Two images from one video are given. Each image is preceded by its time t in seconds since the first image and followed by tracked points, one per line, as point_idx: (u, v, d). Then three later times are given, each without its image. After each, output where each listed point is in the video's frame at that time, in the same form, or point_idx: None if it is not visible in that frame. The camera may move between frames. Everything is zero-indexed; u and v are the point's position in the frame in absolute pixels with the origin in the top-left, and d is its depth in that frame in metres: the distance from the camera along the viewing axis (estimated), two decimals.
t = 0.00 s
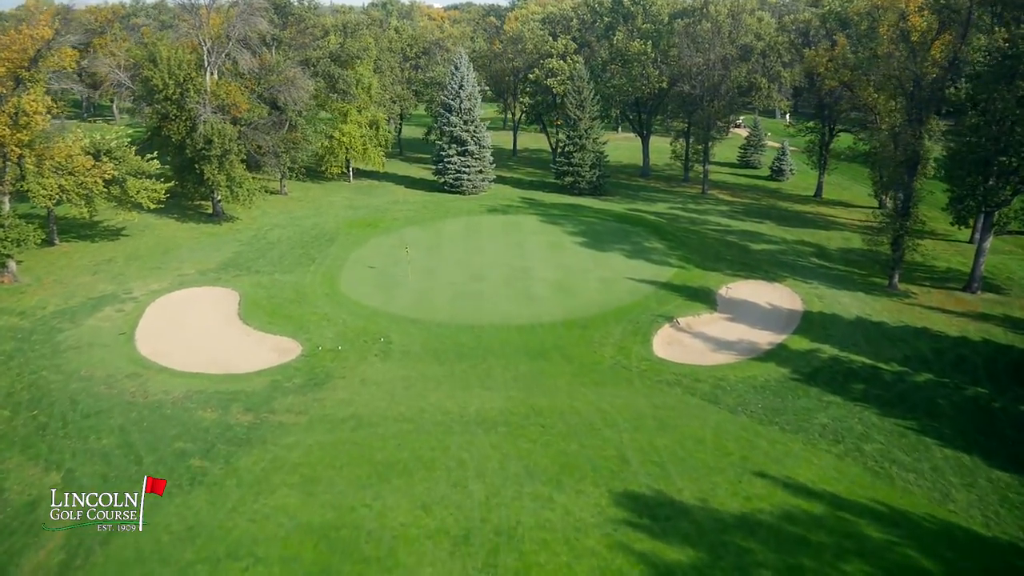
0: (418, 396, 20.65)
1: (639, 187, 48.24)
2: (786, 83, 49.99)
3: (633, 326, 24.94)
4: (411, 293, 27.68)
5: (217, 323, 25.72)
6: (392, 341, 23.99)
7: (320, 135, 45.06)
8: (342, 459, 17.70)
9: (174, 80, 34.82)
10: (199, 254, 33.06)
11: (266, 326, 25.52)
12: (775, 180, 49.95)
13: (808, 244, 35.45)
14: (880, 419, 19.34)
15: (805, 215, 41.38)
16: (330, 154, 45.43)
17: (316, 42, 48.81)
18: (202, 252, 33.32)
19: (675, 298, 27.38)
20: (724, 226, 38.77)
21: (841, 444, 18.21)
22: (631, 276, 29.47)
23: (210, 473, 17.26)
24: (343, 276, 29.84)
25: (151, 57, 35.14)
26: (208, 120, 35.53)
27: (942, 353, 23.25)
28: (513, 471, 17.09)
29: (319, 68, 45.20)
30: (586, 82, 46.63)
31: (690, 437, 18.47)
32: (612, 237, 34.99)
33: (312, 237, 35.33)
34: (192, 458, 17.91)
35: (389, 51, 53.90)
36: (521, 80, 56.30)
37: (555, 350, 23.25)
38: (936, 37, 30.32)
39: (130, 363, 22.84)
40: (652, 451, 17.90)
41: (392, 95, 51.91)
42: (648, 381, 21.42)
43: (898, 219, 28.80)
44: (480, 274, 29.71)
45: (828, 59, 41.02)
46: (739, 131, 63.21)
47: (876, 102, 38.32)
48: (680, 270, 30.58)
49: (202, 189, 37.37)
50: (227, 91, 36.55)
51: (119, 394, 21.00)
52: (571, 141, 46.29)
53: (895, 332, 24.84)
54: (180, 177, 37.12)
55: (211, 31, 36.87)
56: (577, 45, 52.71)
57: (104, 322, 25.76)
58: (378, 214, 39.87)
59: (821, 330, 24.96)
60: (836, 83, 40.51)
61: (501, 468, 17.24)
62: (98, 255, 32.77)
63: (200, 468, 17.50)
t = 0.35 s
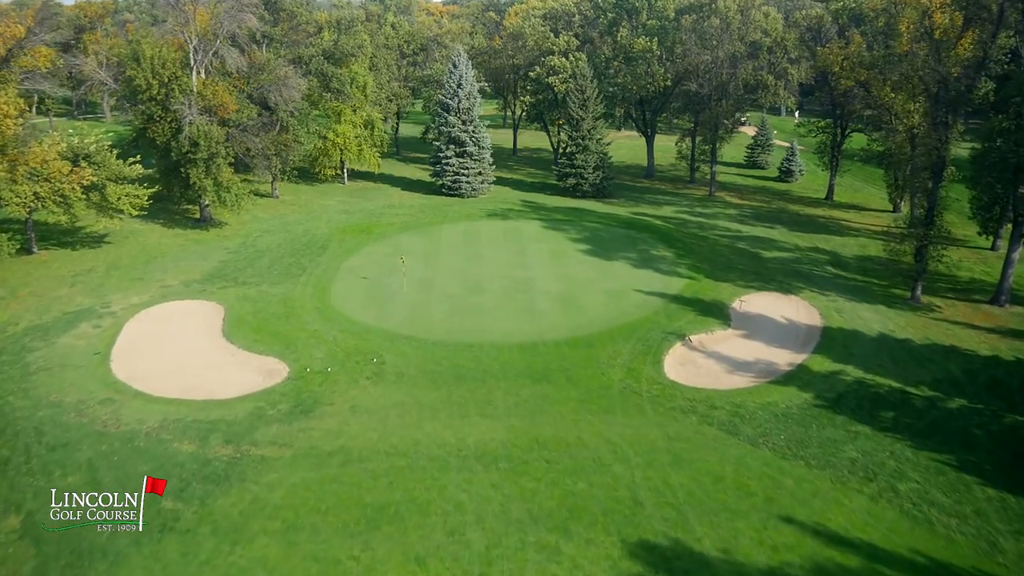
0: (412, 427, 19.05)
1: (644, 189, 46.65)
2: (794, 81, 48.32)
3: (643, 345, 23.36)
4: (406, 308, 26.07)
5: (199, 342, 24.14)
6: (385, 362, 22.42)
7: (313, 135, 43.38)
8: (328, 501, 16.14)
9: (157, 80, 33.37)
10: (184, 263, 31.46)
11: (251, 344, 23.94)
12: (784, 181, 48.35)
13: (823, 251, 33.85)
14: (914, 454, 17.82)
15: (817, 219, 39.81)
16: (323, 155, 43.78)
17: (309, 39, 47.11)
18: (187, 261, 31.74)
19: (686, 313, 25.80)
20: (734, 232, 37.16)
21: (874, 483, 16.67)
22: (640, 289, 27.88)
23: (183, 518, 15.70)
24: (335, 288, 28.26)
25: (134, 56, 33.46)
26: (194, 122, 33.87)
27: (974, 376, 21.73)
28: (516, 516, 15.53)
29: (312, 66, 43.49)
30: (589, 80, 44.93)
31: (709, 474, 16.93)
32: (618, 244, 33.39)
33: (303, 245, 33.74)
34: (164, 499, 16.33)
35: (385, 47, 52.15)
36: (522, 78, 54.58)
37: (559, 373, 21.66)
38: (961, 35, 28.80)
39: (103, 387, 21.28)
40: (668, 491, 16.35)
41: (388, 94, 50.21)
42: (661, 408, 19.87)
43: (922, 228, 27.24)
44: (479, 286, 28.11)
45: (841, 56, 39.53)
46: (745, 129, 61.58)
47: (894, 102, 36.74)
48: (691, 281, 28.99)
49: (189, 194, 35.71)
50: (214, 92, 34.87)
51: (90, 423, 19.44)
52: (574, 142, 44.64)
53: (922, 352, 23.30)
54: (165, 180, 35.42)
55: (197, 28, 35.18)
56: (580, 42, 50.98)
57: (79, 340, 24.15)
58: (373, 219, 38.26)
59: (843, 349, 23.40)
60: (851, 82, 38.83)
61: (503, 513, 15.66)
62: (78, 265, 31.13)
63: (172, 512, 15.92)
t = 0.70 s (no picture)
0: (405, 464, 17.46)
1: (649, 192, 45.08)
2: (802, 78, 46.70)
3: (654, 367, 21.79)
4: (400, 325, 24.49)
5: (177, 363, 22.58)
6: (377, 388, 20.85)
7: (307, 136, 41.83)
8: (311, 553, 14.59)
9: (140, 80, 31.70)
10: (167, 274, 29.89)
11: (234, 367, 22.31)
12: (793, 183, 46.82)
13: (839, 260, 32.25)
14: (953, 495, 16.31)
15: (830, 224, 38.23)
16: (316, 157, 42.22)
17: (301, 36, 45.38)
18: (171, 272, 30.16)
19: (698, 330, 24.25)
20: (745, 239, 35.56)
21: (913, 531, 15.14)
22: (649, 303, 26.29)
23: (150, 573, 14.15)
24: (326, 301, 26.71)
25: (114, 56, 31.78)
26: (178, 124, 32.22)
27: (1010, 403, 20.22)
28: (518, 572, 14.01)
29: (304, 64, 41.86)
30: (592, 79, 43.24)
31: (731, 521, 15.41)
32: (624, 253, 31.78)
33: (293, 253, 32.14)
34: (130, 551, 14.75)
35: (380, 44, 50.46)
36: (522, 75, 52.92)
37: (565, 400, 20.11)
38: (991, 34, 27.21)
39: (72, 416, 19.71)
40: (687, 542, 14.80)
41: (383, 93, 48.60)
42: (675, 441, 18.34)
43: (950, 240, 25.68)
44: (478, 300, 26.51)
45: (857, 55, 37.89)
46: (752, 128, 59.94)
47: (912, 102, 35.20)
48: (701, 294, 27.42)
49: (173, 200, 34.02)
50: (200, 92, 33.16)
51: (55, 458, 17.90)
52: (576, 143, 43.00)
53: (952, 374, 21.78)
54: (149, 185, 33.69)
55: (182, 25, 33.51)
56: (581, 39, 49.30)
57: (48, 362, 22.52)
58: (368, 224, 36.68)
59: (868, 371, 21.85)
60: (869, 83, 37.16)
61: (505, 568, 14.11)
62: (54, 276, 29.49)
63: (138, 567, 14.35)
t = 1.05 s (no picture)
0: (396, 510, 15.90)
1: (655, 196, 43.44)
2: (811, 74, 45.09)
3: (666, 394, 20.21)
4: (393, 345, 22.90)
5: (154, 389, 21.02)
6: (367, 418, 19.28)
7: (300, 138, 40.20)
8: None
9: (120, 82, 30.10)
10: (148, 286, 28.31)
11: (215, 393, 20.75)
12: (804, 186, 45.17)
13: (857, 270, 30.66)
14: (1000, 547, 14.78)
15: (845, 231, 36.63)
16: (309, 160, 40.59)
17: (292, 33, 43.73)
18: (153, 284, 28.57)
19: (712, 352, 22.66)
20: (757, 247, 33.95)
21: None
22: (659, 320, 24.69)
23: None
24: (315, 318, 25.12)
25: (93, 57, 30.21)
26: (161, 128, 30.62)
27: None
28: None
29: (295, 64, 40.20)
30: (596, 78, 41.61)
31: None
32: (631, 263, 30.16)
33: (282, 264, 30.53)
34: None
35: (375, 41, 48.74)
36: (522, 73, 51.19)
37: (571, 433, 18.54)
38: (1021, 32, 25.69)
39: (36, 450, 18.16)
40: None
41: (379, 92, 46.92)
42: (691, 481, 16.79)
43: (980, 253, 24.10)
44: (476, 317, 24.90)
45: (872, 54, 36.25)
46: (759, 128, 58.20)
47: (932, 103, 33.59)
48: (714, 310, 25.82)
49: (158, 208, 32.36)
50: (183, 94, 31.53)
51: (14, 500, 16.37)
52: (579, 145, 41.33)
53: (988, 402, 20.23)
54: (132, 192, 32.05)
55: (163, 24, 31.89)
56: (584, 36, 47.59)
57: (14, 387, 20.95)
58: (362, 231, 35.07)
59: (895, 398, 20.30)
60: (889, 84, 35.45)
61: None
62: (29, 289, 27.87)
63: None
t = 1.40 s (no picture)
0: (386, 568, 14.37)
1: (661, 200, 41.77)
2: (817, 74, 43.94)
3: (680, 428, 18.65)
4: (385, 370, 21.28)
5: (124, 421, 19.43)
6: (355, 456, 17.70)
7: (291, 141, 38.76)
8: None
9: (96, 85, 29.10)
10: (126, 302, 26.68)
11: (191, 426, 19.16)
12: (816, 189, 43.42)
13: (877, 283, 29.06)
14: None
15: (861, 238, 34.99)
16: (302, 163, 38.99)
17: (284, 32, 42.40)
18: (132, 299, 26.91)
19: (728, 378, 21.07)
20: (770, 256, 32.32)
21: None
22: (670, 341, 23.08)
23: None
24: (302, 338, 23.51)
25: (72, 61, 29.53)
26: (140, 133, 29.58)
27: None
28: None
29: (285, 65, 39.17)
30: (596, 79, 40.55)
31: None
32: (639, 277, 28.51)
33: (269, 277, 28.91)
34: None
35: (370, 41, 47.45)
36: (523, 72, 49.55)
37: (578, 474, 16.95)
38: None
39: None
40: None
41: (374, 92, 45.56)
42: (711, 532, 15.26)
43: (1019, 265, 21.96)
44: (475, 337, 23.28)
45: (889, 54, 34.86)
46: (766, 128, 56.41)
47: (952, 106, 32.04)
48: (728, 329, 24.23)
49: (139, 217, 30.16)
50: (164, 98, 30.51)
51: None
52: (583, 148, 39.65)
53: None
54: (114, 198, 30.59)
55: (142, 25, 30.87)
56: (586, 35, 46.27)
57: None
58: (354, 240, 33.42)
59: (927, 432, 18.71)
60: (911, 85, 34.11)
61: None
62: None
63: None
